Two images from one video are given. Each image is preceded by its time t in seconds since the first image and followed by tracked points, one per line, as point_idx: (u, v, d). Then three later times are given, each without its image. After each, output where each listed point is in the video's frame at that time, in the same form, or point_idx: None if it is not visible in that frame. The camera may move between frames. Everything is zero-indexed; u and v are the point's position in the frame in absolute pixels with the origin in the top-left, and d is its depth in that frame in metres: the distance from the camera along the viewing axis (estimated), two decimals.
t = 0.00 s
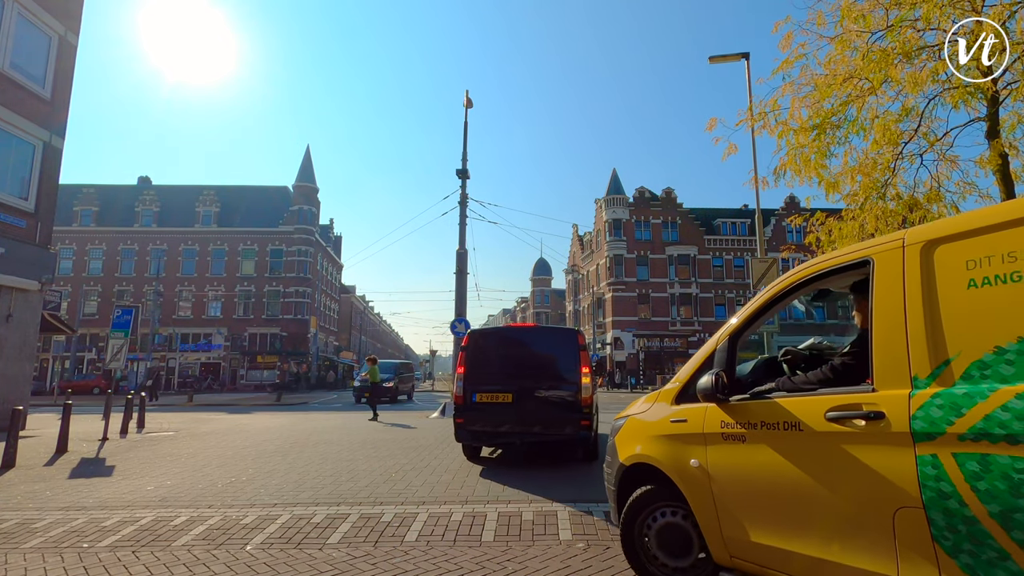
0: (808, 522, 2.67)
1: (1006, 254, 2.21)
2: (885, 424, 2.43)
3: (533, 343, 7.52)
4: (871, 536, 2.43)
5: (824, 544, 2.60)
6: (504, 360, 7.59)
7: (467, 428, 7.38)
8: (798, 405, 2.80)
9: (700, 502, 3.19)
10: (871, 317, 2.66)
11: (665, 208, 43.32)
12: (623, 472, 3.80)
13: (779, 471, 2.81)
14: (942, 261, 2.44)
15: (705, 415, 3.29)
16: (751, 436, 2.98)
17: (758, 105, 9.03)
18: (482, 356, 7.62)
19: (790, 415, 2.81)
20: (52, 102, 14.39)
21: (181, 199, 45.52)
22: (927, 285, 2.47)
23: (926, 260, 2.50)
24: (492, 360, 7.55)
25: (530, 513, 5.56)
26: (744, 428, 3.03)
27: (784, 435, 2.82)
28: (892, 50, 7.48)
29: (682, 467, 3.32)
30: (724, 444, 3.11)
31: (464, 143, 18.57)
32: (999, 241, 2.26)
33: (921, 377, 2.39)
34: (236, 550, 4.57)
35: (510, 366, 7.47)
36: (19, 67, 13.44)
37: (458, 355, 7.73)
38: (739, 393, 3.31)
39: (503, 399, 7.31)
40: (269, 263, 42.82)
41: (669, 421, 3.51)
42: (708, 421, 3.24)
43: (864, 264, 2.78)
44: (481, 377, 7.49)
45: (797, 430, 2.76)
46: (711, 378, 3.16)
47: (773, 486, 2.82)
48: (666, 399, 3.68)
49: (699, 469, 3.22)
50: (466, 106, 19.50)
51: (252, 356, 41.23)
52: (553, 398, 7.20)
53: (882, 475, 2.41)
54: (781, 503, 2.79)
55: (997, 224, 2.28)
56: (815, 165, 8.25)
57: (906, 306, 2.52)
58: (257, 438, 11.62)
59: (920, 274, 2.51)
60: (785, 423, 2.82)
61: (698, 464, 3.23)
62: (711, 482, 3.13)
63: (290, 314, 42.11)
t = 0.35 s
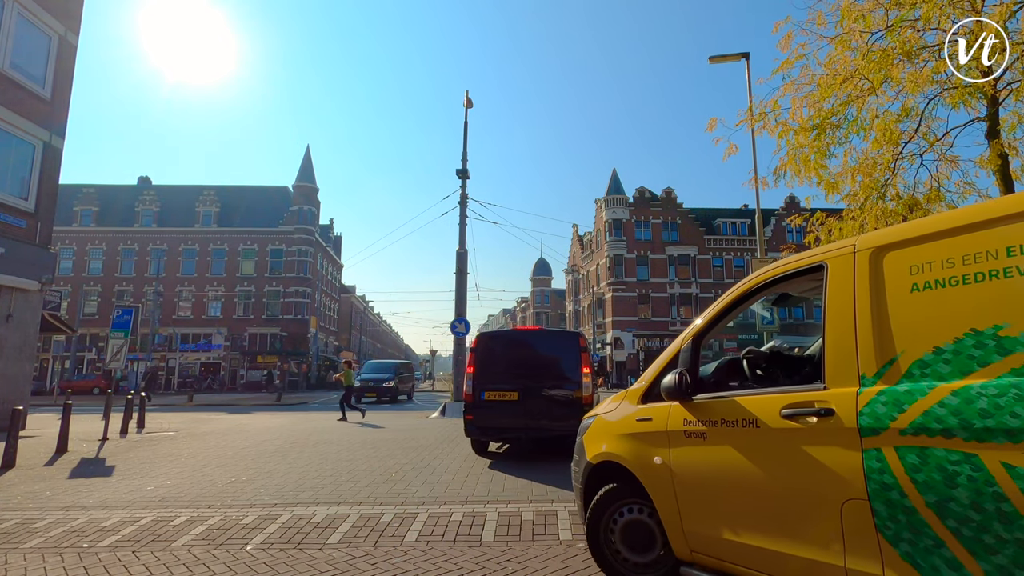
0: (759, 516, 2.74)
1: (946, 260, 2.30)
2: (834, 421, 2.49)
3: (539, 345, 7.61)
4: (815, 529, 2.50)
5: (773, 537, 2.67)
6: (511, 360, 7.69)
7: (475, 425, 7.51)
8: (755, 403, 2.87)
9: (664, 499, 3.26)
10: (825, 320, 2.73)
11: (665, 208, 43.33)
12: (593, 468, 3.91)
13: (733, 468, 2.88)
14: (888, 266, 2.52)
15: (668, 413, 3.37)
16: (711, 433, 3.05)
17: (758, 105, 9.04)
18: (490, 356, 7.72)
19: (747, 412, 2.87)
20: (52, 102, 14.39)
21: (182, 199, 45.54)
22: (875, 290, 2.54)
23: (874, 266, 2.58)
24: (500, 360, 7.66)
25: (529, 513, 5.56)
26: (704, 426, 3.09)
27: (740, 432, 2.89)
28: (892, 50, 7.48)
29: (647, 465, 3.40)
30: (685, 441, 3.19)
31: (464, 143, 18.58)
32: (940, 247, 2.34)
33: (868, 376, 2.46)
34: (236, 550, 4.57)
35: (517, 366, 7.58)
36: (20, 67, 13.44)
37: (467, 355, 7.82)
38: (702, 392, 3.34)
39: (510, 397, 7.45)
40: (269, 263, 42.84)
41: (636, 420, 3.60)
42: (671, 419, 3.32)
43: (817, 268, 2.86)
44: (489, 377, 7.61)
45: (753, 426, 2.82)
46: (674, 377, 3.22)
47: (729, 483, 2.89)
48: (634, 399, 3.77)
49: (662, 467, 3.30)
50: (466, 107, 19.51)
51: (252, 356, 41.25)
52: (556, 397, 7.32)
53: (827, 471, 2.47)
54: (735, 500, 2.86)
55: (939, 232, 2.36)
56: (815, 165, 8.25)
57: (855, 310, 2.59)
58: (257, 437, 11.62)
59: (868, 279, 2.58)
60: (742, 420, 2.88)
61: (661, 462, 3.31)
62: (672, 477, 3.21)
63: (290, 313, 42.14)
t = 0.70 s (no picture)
0: (692, 512, 2.93)
1: (863, 272, 2.53)
2: (761, 417, 2.69)
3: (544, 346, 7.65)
4: (743, 523, 2.70)
5: (704, 531, 2.87)
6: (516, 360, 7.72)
7: (480, 423, 7.55)
8: (695, 401, 3.07)
9: (610, 493, 3.47)
10: (758, 326, 2.94)
11: (665, 208, 43.32)
12: (547, 466, 4.07)
13: (671, 466, 3.07)
14: (813, 278, 2.74)
15: (620, 413, 3.56)
16: (654, 431, 3.25)
17: (758, 105, 9.04)
18: (496, 355, 7.76)
19: (687, 411, 3.07)
20: (52, 102, 14.39)
21: (181, 199, 45.51)
22: (801, 300, 2.76)
23: (801, 277, 2.80)
24: (505, 360, 7.70)
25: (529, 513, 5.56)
26: (649, 424, 3.29)
27: (679, 430, 3.09)
28: (892, 50, 7.48)
29: (596, 462, 3.60)
30: (630, 439, 3.39)
31: (463, 143, 18.60)
32: (856, 261, 2.57)
33: (793, 376, 2.67)
34: (236, 550, 4.57)
35: (522, 366, 7.62)
36: (19, 67, 13.43)
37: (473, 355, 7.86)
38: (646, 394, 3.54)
39: (515, 396, 7.49)
40: (269, 263, 42.84)
41: (588, 420, 3.80)
42: (620, 419, 3.53)
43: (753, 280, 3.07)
44: (495, 376, 7.65)
45: (691, 424, 3.02)
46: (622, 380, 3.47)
47: (666, 478, 3.10)
48: (587, 400, 3.96)
49: (610, 464, 3.50)
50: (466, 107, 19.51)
51: (252, 356, 41.23)
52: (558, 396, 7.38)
53: (752, 466, 2.68)
54: (672, 494, 3.06)
55: (856, 246, 2.59)
56: (815, 165, 8.25)
57: (786, 317, 2.80)
58: (257, 438, 11.62)
59: (795, 289, 2.80)
60: (682, 418, 3.08)
61: (609, 459, 3.52)
62: (620, 475, 3.41)
63: (290, 313, 42.13)
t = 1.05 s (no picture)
0: (619, 512, 3.11)
1: (771, 292, 2.65)
2: (676, 427, 2.86)
3: (549, 347, 7.66)
4: (662, 525, 2.88)
5: (629, 531, 3.05)
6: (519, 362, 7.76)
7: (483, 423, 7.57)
8: (623, 410, 3.22)
9: (548, 494, 3.63)
10: (676, 339, 3.06)
11: (665, 208, 43.36)
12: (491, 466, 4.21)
13: (603, 467, 3.23)
14: (727, 293, 2.86)
15: (556, 420, 3.68)
16: (587, 436, 3.40)
17: (758, 105, 9.05)
18: (499, 356, 7.78)
19: (616, 419, 3.22)
20: (52, 102, 14.40)
21: (181, 199, 45.51)
22: (714, 314, 2.88)
23: (716, 292, 2.92)
24: (508, 361, 7.73)
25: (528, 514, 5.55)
26: (583, 429, 3.44)
27: (609, 436, 3.24)
28: (892, 50, 7.48)
29: (536, 464, 3.75)
30: (566, 443, 3.54)
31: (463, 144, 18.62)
32: (768, 277, 2.67)
33: (706, 390, 2.82)
34: (236, 550, 4.57)
35: (525, 368, 7.65)
36: (20, 67, 13.43)
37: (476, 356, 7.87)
38: (583, 401, 3.66)
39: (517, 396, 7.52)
40: (269, 263, 42.87)
41: (528, 423, 3.93)
42: (556, 424, 3.67)
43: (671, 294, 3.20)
44: (497, 376, 7.68)
45: (619, 431, 3.17)
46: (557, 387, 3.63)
47: (597, 481, 3.26)
48: (527, 404, 4.09)
49: (547, 466, 3.66)
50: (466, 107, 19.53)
51: (252, 356, 41.25)
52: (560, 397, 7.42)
53: (670, 472, 2.85)
54: (602, 495, 3.22)
55: (765, 266, 2.71)
56: (815, 165, 8.25)
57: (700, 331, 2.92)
58: (257, 438, 11.62)
59: (710, 305, 2.92)
60: (611, 426, 3.23)
61: (546, 462, 3.67)
62: (556, 475, 3.56)
63: (290, 313, 42.14)
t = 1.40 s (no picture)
0: (559, 500, 3.51)
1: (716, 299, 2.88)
2: (608, 423, 3.26)
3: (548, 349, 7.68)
4: (595, 511, 3.28)
5: (568, 516, 3.46)
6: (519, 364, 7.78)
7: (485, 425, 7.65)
8: (563, 408, 3.62)
9: (501, 484, 4.03)
10: (611, 343, 3.43)
11: (665, 208, 43.35)
12: (451, 460, 4.61)
13: (549, 460, 3.62)
14: (651, 304, 3.24)
15: (508, 418, 4.06)
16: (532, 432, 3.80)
17: (758, 105, 9.04)
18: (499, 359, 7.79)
19: (557, 416, 3.62)
20: (52, 102, 14.40)
21: (181, 199, 45.50)
22: (638, 324, 3.27)
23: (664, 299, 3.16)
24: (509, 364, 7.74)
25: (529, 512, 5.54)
26: (529, 426, 3.83)
27: (551, 431, 3.64)
28: (892, 50, 7.48)
29: (489, 458, 4.14)
30: (514, 439, 3.93)
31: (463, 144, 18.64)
32: (689, 289, 3.02)
33: (632, 389, 3.22)
34: (236, 550, 4.56)
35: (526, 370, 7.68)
36: (20, 67, 13.43)
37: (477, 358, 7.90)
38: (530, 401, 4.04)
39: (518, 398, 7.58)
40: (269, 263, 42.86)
41: (483, 420, 4.31)
42: (507, 421, 4.06)
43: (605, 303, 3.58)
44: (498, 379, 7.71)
45: (559, 428, 3.57)
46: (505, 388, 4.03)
47: (540, 472, 3.66)
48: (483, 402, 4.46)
49: (499, 460, 4.05)
50: (466, 107, 19.55)
51: (252, 356, 41.22)
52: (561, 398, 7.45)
53: (600, 464, 3.26)
54: (544, 485, 3.62)
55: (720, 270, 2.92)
56: (815, 165, 8.25)
57: (652, 335, 3.18)
58: (257, 438, 11.63)
59: (636, 315, 3.31)
60: (553, 423, 3.63)
61: (498, 456, 4.06)
62: (508, 468, 3.94)
63: (290, 313, 42.15)
